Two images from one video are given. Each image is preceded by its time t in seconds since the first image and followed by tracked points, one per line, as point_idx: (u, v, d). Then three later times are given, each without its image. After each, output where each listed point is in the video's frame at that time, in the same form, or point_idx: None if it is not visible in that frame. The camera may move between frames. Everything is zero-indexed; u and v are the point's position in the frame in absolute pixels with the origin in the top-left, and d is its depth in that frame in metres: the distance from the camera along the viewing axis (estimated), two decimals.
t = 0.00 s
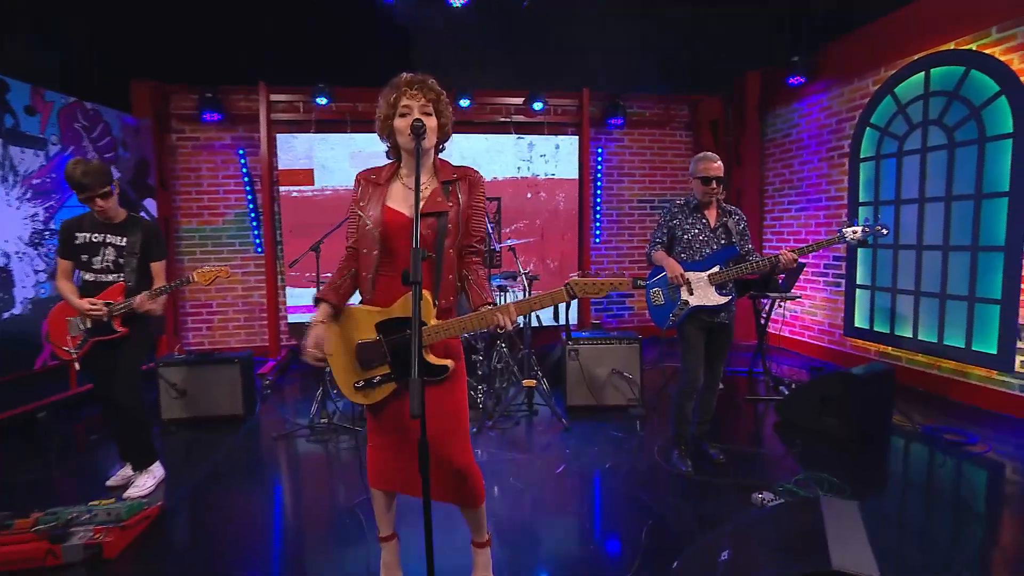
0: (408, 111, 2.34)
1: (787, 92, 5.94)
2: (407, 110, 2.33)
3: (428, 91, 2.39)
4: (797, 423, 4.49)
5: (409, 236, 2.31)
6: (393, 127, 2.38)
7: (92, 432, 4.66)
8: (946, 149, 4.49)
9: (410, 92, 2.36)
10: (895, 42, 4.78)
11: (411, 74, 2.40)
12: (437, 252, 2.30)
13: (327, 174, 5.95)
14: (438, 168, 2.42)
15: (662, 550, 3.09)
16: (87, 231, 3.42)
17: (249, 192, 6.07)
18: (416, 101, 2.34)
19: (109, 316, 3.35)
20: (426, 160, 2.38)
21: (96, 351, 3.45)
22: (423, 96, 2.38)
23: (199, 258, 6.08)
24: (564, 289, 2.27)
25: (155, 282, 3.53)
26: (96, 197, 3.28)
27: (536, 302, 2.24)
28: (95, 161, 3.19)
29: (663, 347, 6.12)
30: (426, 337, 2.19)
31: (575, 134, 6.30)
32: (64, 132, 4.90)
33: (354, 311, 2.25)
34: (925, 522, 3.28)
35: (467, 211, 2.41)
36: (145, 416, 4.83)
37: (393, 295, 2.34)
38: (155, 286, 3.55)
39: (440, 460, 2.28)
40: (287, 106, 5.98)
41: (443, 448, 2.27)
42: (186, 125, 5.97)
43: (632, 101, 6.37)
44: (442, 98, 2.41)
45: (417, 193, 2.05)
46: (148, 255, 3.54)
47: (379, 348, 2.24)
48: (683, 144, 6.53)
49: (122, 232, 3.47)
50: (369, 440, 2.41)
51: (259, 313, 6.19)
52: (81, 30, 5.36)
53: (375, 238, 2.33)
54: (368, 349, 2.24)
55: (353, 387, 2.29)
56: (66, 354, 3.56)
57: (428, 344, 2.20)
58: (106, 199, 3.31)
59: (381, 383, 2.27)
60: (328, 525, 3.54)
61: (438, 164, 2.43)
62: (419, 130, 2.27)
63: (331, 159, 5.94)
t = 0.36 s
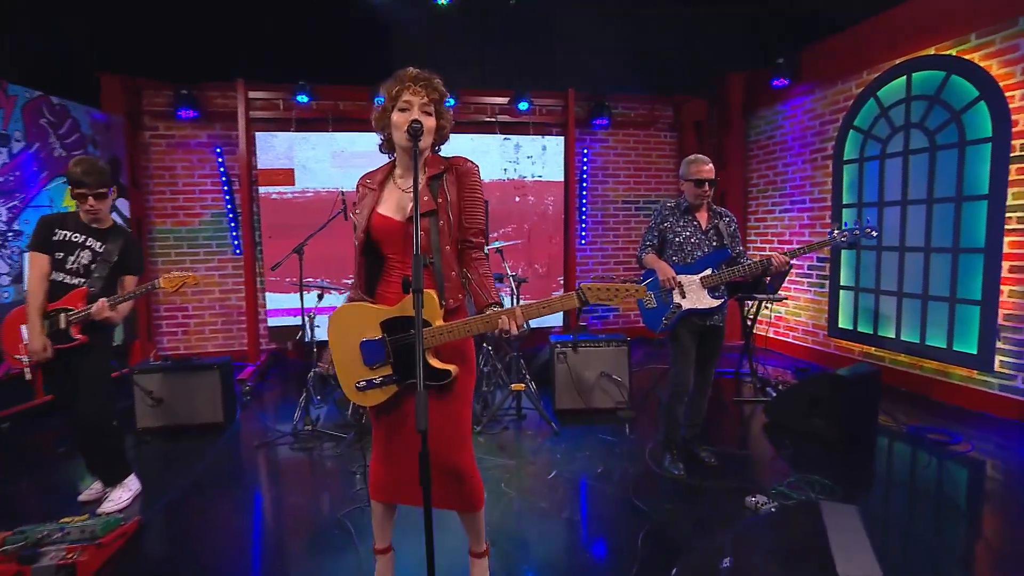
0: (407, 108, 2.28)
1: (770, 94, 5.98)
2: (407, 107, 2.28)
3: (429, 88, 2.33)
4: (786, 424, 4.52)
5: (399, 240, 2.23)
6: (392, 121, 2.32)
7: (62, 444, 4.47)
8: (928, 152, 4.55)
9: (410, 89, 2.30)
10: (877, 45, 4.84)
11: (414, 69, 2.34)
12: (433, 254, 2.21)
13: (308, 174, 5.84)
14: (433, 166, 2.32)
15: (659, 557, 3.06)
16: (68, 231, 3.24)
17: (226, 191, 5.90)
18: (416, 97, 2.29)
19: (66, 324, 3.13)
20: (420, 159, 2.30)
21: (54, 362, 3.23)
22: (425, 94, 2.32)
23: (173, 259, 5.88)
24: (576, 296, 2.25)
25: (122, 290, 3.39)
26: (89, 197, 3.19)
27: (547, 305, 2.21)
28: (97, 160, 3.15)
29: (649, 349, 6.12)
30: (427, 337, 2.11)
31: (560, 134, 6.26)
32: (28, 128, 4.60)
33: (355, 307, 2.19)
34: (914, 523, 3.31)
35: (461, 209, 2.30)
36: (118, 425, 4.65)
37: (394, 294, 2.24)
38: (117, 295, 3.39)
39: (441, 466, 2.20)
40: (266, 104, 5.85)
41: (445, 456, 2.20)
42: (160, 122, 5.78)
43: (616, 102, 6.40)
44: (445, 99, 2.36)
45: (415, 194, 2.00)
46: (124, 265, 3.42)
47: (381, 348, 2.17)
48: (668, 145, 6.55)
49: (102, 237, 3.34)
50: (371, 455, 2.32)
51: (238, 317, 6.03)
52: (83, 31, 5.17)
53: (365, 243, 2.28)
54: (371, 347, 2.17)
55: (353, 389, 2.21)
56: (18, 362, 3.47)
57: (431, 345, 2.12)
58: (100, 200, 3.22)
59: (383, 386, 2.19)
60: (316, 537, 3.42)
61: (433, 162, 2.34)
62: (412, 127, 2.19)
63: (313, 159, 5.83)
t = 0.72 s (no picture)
0: (404, 109, 2.19)
1: (752, 96, 6.02)
2: (403, 107, 2.19)
3: (427, 89, 2.24)
4: (772, 426, 4.56)
5: (398, 242, 2.17)
6: (388, 120, 2.23)
7: (27, 457, 4.27)
8: (908, 156, 4.62)
9: (408, 89, 2.21)
10: (857, 50, 4.90)
11: (412, 67, 2.25)
12: (433, 255, 2.15)
13: (285, 172, 5.75)
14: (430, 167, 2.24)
15: (653, 564, 3.03)
16: (33, 235, 3.06)
17: (202, 191, 5.73)
18: (415, 99, 2.20)
19: (38, 330, 2.99)
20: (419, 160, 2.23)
21: (18, 372, 3.05)
22: (421, 95, 2.23)
23: (145, 262, 5.68)
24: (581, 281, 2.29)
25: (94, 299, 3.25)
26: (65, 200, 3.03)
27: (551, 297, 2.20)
28: (74, 161, 3.01)
29: (634, 350, 6.12)
30: (428, 343, 2.05)
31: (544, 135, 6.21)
32: None
33: (351, 321, 2.13)
34: (901, 523, 3.34)
35: (461, 210, 2.23)
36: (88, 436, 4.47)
37: (393, 300, 2.18)
38: (90, 304, 3.25)
39: (443, 469, 2.18)
40: (242, 102, 5.66)
41: (448, 456, 2.19)
42: (130, 119, 5.56)
43: (599, 102, 6.35)
44: (442, 99, 2.27)
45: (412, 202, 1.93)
46: (95, 271, 3.26)
47: (384, 359, 2.11)
48: (651, 147, 6.52)
49: (71, 242, 3.16)
50: (368, 470, 2.24)
51: (214, 320, 5.85)
52: (82, 31, 5.21)
53: (360, 244, 2.22)
54: (373, 360, 2.11)
55: (359, 405, 2.14)
56: None
57: (433, 351, 2.06)
58: (75, 204, 3.07)
59: (390, 397, 2.12)
60: (301, 550, 3.32)
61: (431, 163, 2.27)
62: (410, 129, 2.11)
63: (290, 157, 5.74)
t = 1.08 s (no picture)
0: (391, 114, 2.12)
1: (732, 99, 6.07)
2: (393, 113, 2.12)
3: (413, 92, 2.17)
4: (755, 427, 4.59)
5: (397, 252, 2.12)
6: (376, 127, 2.16)
7: None
8: (884, 160, 4.70)
9: (393, 93, 2.14)
10: (836, 56, 4.97)
11: (397, 70, 2.17)
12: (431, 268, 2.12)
13: (263, 173, 5.66)
14: (421, 173, 2.22)
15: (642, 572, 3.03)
16: None
17: (174, 193, 5.56)
18: (401, 102, 2.12)
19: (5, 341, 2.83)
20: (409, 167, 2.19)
21: None
22: (407, 98, 2.15)
23: (114, 265, 5.47)
24: (579, 279, 2.35)
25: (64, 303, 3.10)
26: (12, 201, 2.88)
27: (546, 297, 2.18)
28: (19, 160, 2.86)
29: (617, 352, 6.13)
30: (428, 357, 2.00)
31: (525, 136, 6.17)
32: None
33: (343, 342, 2.05)
34: (881, 524, 3.39)
35: (458, 221, 2.22)
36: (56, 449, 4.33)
37: (391, 311, 2.13)
38: (60, 307, 3.09)
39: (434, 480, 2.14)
40: (216, 100, 5.50)
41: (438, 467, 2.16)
42: (97, 116, 5.35)
43: (581, 104, 6.33)
44: (432, 104, 2.21)
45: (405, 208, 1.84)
46: (60, 273, 3.09)
47: (382, 378, 2.05)
48: (632, 148, 6.54)
49: (30, 244, 3.00)
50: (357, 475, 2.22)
51: (189, 325, 5.68)
52: (82, 31, 5.16)
53: (355, 252, 2.12)
54: (370, 380, 2.05)
55: (359, 428, 2.07)
56: None
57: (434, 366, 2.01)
58: (24, 205, 2.91)
59: (391, 415, 2.08)
60: (284, 563, 3.23)
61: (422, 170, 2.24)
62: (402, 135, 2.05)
63: (266, 157, 5.65)
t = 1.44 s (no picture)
0: (382, 118, 2.04)
1: (713, 103, 6.11)
2: (380, 116, 2.05)
3: (404, 99, 2.11)
4: (738, 429, 4.70)
5: (392, 260, 2.07)
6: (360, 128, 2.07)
7: None
8: (862, 165, 4.77)
9: (385, 97, 2.06)
10: (815, 61, 5.02)
11: (390, 75, 2.11)
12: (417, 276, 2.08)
13: (240, 176, 5.56)
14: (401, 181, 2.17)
15: None
16: None
17: (145, 194, 5.39)
18: (393, 108, 2.05)
19: None
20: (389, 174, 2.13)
21: None
22: (398, 104, 2.09)
23: (79, 269, 5.25)
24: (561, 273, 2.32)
25: (33, 309, 2.96)
26: None
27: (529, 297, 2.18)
28: None
29: (599, 355, 6.13)
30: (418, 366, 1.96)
31: (507, 138, 6.13)
32: None
33: (324, 359, 1.99)
34: (865, 525, 3.43)
35: (437, 232, 2.21)
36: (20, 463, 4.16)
37: (380, 318, 2.07)
38: (26, 315, 2.94)
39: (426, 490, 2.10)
40: (188, 98, 5.41)
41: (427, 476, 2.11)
42: (60, 113, 5.13)
43: (562, 105, 6.31)
44: (416, 109, 2.16)
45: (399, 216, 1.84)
46: (24, 280, 2.94)
47: (368, 393, 1.98)
48: (612, 150, 6.54)
49: None
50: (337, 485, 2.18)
51: (160, 331, 5.50)
52: (83, 31, 5.05)
53: (341, 261, 2.03)
54: (357, 396, 1.97)
55: (348, 444, 2.02)
56: None
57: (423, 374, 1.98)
58: None
59: (380, 429, 2.02)
60: None
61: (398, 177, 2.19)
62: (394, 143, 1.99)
63: (244, 158, 5.56)
